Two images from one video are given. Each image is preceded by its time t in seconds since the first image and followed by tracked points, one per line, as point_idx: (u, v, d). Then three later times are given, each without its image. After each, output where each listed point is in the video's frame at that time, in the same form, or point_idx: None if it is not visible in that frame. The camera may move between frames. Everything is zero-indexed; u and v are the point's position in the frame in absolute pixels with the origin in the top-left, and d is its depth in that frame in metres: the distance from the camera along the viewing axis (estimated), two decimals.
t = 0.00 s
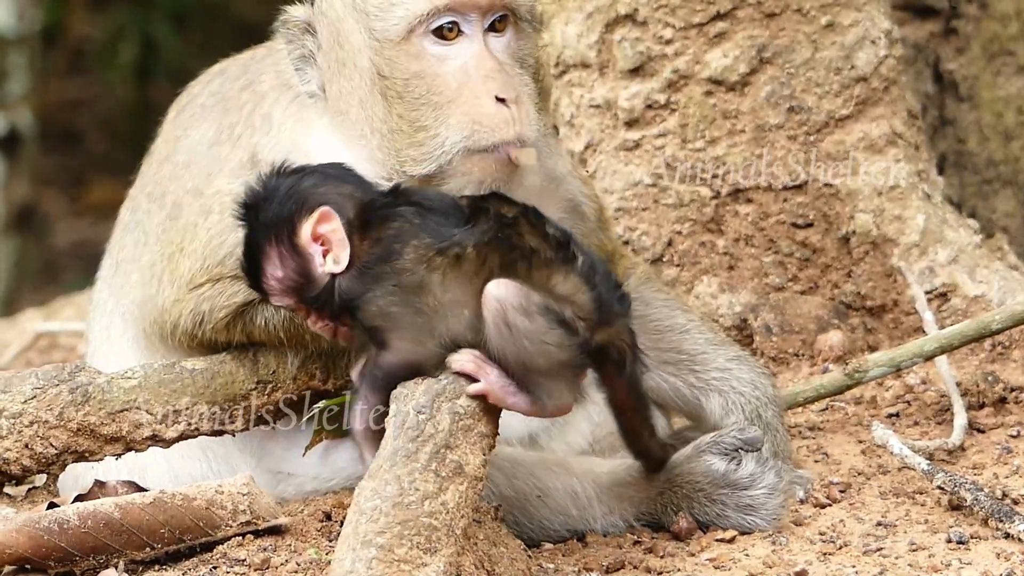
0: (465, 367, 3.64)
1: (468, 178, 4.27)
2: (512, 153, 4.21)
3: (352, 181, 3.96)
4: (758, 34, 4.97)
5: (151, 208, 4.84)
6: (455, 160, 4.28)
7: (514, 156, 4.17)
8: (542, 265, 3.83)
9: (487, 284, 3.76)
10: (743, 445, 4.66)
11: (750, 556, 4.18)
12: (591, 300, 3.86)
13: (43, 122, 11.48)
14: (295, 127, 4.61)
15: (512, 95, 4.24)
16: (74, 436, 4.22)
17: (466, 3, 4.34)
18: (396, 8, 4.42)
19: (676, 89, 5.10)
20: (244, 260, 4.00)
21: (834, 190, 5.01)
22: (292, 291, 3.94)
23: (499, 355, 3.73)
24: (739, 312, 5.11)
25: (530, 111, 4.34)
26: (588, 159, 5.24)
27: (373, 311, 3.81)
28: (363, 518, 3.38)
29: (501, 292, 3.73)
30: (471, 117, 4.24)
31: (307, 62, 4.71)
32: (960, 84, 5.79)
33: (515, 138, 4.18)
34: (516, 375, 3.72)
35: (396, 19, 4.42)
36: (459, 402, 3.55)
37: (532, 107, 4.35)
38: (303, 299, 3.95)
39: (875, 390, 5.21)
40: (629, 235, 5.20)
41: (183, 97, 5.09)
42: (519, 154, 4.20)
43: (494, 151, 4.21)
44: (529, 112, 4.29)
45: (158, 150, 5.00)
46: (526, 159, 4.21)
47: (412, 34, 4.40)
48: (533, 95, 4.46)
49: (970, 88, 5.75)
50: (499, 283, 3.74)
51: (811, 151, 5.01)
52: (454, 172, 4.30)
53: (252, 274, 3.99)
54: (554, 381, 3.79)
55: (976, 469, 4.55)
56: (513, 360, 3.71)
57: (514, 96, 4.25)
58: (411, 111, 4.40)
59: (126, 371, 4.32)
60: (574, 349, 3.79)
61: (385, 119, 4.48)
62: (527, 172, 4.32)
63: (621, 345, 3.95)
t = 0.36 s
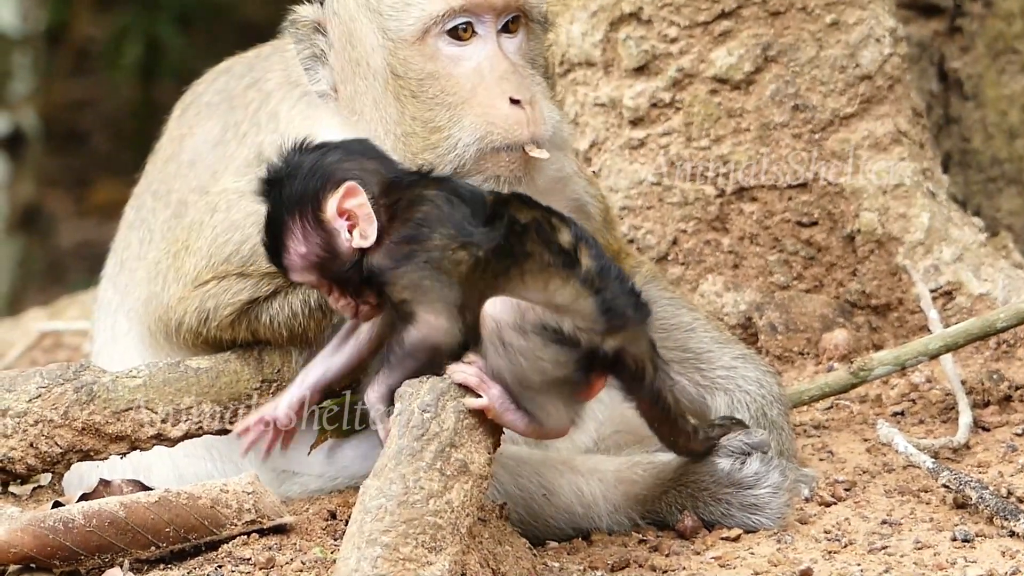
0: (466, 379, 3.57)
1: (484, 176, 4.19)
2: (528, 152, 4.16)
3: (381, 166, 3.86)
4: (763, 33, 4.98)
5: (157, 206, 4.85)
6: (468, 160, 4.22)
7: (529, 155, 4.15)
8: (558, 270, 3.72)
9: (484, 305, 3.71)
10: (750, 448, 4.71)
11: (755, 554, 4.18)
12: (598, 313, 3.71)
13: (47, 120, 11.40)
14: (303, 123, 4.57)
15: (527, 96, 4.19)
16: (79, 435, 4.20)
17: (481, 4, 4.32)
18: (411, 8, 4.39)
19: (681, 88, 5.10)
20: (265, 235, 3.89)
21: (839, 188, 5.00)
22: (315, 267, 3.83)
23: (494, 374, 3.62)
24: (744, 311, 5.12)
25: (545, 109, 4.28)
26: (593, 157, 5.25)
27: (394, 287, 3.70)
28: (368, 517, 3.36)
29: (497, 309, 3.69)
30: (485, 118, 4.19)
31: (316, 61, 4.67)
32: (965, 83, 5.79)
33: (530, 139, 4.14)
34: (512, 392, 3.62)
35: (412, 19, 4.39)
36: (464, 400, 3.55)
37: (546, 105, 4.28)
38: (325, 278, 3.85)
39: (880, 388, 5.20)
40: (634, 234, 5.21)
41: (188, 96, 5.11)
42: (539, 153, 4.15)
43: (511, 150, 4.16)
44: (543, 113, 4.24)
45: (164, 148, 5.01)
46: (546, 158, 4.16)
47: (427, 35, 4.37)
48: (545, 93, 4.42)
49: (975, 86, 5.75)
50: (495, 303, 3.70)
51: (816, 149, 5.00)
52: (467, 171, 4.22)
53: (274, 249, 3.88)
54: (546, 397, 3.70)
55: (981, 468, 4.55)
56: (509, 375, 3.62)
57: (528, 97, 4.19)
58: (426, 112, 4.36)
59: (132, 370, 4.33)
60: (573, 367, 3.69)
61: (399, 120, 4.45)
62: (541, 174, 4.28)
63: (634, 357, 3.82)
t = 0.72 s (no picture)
0: (444, 379, 3.56)
1: (503, 182, 4.30)
2: (549, 159, 4.24)
3: (339, 204, 4.09)
4: (782, 30, 5.00)
5: (177, 203, 4.86)
6: (493, 163, 4.29)
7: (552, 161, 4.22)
8: (499, 234, 3.79)
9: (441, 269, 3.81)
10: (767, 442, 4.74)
11: (776, 552, 4.18)
12: (549, 245, 3.78)
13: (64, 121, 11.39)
14: (325, 122, 4.55)
15: (554, 99, 4.23)
16: (99, 435, 4.23)
17: (508, 4, 4.30)
18: (440, 8, 4.36)
19: (701, 86, 5.11)
20: (237, 283, 4.09)
21: (857, 186, 5.00)
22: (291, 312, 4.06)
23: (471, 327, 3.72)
24: (764, 308, 5.09)
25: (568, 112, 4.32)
26: (612, 155, 5.25)
27: (374, 291, 3.89)
28: (387, 516, 3.42)
29: (451, 266, 3.76)
30: (512, 121, 4.22)
31: (340, 60, 4.61)
32: (984, 81, 5.78)
33: (556, 142, 4.18)
34: (492, 340, 3.68)
35: (440, 21, 4.36)
36: (484, 399, 3.55)
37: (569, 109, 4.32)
38: (298, 318, 4.02)
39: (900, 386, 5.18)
40: (653, 232, 5.20)
41: (207, 94, 5.11)
42: (556, 166, 4.25)
43: (535, 154, 4.22)
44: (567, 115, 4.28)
45: (183, 145, 5.01)
46: (561, 174, 4.28)
47: (455, 35, 4.35)
48: (571, 94, 4.44)
49: (995, 84, 5.74)
50: (448, 262, 3.78)
51: (834, 148, 5.01)
52: (491, 174, 4.31)
53: (246, 297, 4.09)
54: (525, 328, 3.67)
55: (1002, 465, 4.53)
56: (481, 323, 3.70)
57: (554, 100, 4.23)
58: (453, 112, 4.36)
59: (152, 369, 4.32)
60: (540, 296, 3.68)
61: (426, 120, 4.43)
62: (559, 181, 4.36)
63: (613, 292, 3.79)
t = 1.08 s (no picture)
0: (464, 380, 3.62)
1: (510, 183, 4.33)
2: (555, 160, 4.25)
3: (328, 216, 4.16)
4: (785, 32, 5.00)
5: (179, 203, 4.86)
6: (499, 165, 4.31)
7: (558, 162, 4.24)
8: (504, 241, 3.83)
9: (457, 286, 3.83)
10: (769, 442, 4.70)
11: (778, 553, 4.18)
12: (558, 243, 3.82)
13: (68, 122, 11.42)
14: (329, 124, 4.56)
15: (560, 103, 4.24)
16: (101, 435, 4.22)
17: (516, 8, 4.28)
18: (448, 12, 4.33)
19: (703, 87, 5.11)
20: (227, 287, 4.24)
21: (860, 187, 5.00)
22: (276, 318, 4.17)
23: (497, 344, 3.74)
24: (766, 310, 5.13)
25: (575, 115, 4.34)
26: (615, 157, 5.24)
27: (380, 299, 3.95)
28: (390, 517, 3.40)
29: (469, 284, 3.78)
30: (519, 124, 4.24)
31: (345, 63, 4.59)
32: (987, 82, 5.79)
33: (563, 146, 4.20)
34: (522, 356, 3.70)
35: (447, 24, 4.33)
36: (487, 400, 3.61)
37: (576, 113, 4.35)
38: (279, 324, 4.14)
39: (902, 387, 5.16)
40: (656, 233, 5.19)
41: (211, 94, 5.11)
42: (564, 166, 4.26)
43: (541, 157, 4.24)
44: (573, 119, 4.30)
45: (185, 146, 5.01)
46: (570, 171, 4.27)
47: (462, 40, 4.33)
48: (576, 98, 4.44)
49: (998, 84, 5.74)
50: (465, 281, 3.80)
51: (837, 149, 5.01)
52: (497, 175, 4.34)
53: (236, 302, 4.22)
54: (555, 341, 3.72)
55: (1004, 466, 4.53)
56: (509, 340, 3.71)
57: (561, 104, 4.25)
58: (459, 116, 4.36)
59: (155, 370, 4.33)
60: (564, 305, 3.71)
61: (432, 124, 4.43)
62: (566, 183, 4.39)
63: (627, 275, 3.82)
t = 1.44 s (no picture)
0: (467, 379, 3.61)
1: (521, 191, 4.33)
2: (567, 165, 4.27)
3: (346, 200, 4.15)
4: (790, 32, 5.01)
5: (186, 204, 4.86)
6: (509, 170, 4.32)
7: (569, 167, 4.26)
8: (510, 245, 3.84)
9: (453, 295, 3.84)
10: (775, 444, 4.70)
11: (784, 554, 4.18)
12: (557, 251, 3.82)
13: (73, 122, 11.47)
14: (337, 124, 4.56)
15: (571, 108, 4.28)
16: (107, 437, 4.22)
17: (526, 12, 4.36)
18: (460, 16, 4.40)
19: (709, 88, 5.12)
20: (245, 274, 4.17)
21: (866, 188, 5.00)
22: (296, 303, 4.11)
23: (494, 349, 3.74)
24: (772, 310, 5.11)
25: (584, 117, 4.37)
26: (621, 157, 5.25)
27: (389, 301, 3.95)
28: (397, 517, 3.41)
29: (463, 292, 3.79)
30: (531, 129, 4.26)
31: (355, 65, 4.63)
32: (992, 82, 5.79)
33: (575, 151, 4.23)
34: (518, 358, 3.69)
35: (460, 28, 4.39)
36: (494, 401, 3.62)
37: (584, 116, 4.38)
38: (303, 305, 4.08)
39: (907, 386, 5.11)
40: (662, 233, 5.20)
41: (217, 96, 5.11)
42: (576, 171, 4.29)
43: (553, 163, 4.25)
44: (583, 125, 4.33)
45: (192, 147, 5.02)
46: (582, 177, 4.32)
47: (474, 44, 4.38)
48: (586, 103, 4.48)
49: (1003, 85, 5.75)
50: (460, 290, 3.80)
51: (844, 149, 5.02)
52: (507, 181, 4.34)
53: (254, 285, 4.15)
54: (551, 342, 3.70)
55: (1010, 467, 4.53)
56: (505, 343, 3.71)
57: (571, 109, 4.28)
58: (471, 120, 4.39)
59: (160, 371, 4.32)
60: (558, 310, 3.70)
61: (443, 129, 4.45)
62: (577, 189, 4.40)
63: (628, 290, 3.79)
